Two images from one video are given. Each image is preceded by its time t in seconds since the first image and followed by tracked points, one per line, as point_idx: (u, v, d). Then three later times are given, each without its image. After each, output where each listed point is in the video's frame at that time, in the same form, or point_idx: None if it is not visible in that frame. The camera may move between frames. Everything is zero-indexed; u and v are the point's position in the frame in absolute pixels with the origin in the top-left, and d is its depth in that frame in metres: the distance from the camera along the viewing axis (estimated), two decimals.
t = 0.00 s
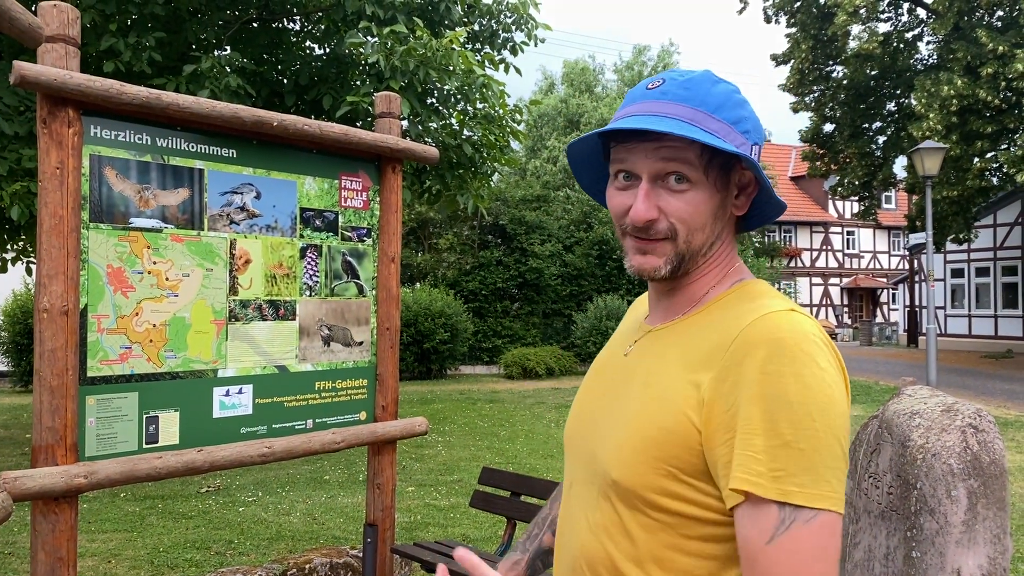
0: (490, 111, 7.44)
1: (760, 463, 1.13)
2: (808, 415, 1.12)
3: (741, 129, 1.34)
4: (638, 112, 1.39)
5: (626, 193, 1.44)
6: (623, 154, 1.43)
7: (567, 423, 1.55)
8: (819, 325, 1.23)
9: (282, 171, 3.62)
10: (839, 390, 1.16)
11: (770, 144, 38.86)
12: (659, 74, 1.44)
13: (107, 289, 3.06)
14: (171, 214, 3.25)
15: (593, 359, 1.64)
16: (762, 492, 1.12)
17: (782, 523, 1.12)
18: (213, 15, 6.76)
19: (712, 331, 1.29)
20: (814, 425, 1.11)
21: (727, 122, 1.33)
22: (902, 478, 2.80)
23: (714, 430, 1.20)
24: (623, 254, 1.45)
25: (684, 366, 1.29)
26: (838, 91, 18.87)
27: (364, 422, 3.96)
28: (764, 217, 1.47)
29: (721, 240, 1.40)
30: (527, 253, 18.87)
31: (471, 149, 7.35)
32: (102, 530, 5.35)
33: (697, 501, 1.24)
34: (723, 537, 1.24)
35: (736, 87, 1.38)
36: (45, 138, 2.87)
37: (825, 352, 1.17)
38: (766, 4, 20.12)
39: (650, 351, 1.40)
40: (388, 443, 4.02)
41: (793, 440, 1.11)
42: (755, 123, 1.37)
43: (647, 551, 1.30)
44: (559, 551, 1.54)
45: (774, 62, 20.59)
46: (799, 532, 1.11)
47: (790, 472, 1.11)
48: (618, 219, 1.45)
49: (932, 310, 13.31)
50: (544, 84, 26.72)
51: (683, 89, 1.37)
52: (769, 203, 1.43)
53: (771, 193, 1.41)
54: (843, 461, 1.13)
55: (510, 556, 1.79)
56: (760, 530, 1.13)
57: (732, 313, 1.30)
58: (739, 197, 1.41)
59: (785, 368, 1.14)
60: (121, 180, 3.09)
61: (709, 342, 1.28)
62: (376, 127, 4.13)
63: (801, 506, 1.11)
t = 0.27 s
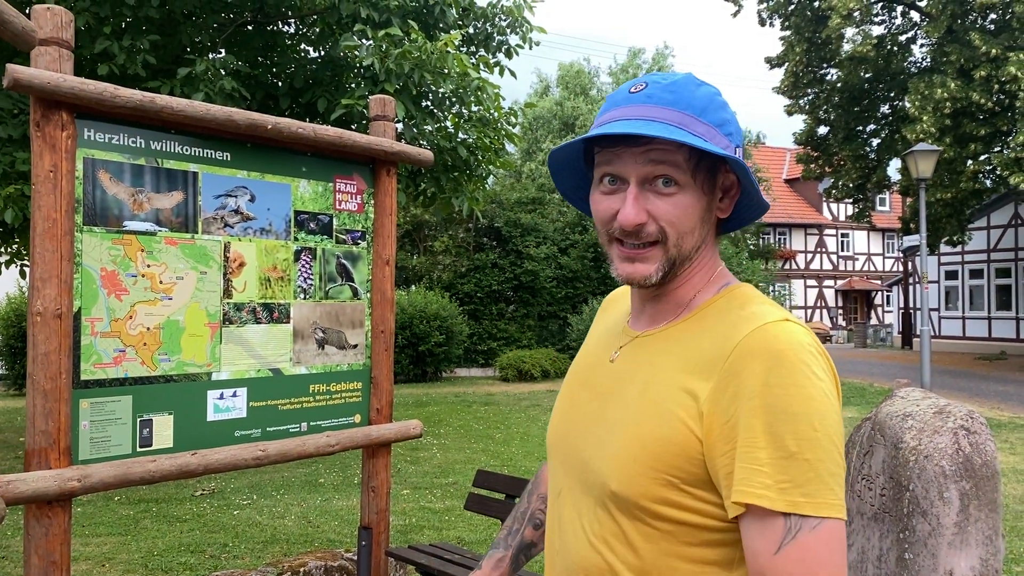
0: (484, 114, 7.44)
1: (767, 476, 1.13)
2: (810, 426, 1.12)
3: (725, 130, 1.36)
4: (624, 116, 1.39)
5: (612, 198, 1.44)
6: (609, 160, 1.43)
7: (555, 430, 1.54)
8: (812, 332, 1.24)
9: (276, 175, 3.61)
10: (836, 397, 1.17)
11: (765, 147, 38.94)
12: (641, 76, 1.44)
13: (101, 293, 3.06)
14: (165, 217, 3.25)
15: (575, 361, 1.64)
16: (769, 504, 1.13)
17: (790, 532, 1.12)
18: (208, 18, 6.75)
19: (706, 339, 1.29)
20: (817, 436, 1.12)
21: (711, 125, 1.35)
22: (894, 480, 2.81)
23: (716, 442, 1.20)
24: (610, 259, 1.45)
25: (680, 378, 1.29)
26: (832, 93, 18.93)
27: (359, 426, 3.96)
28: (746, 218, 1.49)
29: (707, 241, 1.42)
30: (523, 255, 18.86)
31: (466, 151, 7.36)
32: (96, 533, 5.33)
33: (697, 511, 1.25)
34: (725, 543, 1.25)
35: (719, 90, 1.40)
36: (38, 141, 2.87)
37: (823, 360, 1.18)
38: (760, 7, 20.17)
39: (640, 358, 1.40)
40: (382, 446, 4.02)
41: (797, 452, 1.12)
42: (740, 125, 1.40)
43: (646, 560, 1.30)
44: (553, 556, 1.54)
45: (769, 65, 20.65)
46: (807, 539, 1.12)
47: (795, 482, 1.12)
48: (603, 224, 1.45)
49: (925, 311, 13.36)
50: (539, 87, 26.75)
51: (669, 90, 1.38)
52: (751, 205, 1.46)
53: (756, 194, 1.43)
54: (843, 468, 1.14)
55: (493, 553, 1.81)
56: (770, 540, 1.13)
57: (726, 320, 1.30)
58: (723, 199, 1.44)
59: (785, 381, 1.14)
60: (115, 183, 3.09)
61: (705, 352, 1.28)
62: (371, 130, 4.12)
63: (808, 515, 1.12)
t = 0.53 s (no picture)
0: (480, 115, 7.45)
1: (773, 487, 1.14)
2: (817, 436, 1.13)
3: (699, 144, 1.36)
4: (599, 146, 1.37)
5: (596, 227, 1.43)
6: (588, 190, 1.41)
7: (550, 442, 1.53)
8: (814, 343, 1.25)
9: (271, 176, 3.61)
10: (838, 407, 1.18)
11: (760, 149, 39.01)
12: (606, 99, 1.42)
13: (95, 294, 3.05)
14: (160, 218, 3.24)
15: (566, 370, 1.63)
16: (776, 516, 1.13)
17: (794, 542, 1.13)
18: (203, 19, 6.74)
19: (708, 352, 1.30)
20: (822, 447, 1.13)
21: (685, 142, 1.35)
22: (888, 481, 2.83)
23: (722, 455, 1.21)
24: (599, 288, 1.44)
25: (683, 391, 1.29)
26: (827, 95, 18.98)
27: (354, 427, 3.95)
28: (729, 218, 1.50)
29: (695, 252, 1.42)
30: (518, 256, 18.86)
31: (461, 153, 7.38)
32: (89, 536, 5.31)
33: (701, 523, 1.25)
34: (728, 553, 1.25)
35: (687, 100, 1.40)
36: (32, 142, 2.86)
37: (825, 371, 1.19)
38: (755, 10, 20.23)
39: (639, 370, 1.40)
40: (377, 448, 4.02)
41: (803, 463, 1.12)
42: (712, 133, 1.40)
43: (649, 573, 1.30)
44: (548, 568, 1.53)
45: (764, 67, 20.70)
46: (811, 549, 1.12)
47: (801, 493, 1.13)
48: (590, 254, 1.44)
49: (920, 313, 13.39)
50: (534, 88, 26.77)
51: (639, 112, 1.36)
52: (733, 206, 1.47)
53: (738, 196, 1.44)
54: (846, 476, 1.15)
55: (479, 552, 1.77)
56: (772, 550, 1.13)
57: (727, 332, 1.31)
58: (706, 208, 1.45)
59: (792, 393, 1.15)
60: (109, 184, 3.08)
61: (708, 365, 1.28)
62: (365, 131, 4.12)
63: (810, 525, 1.12)
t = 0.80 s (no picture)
0: (477, 114, 7.45)
1: (780, 495, 1.15)
2: (823, 443, 1.15)
3: (713, 140, 1.37)
4: (614, 134, 1.37)
5: (603, 217, 1.41)
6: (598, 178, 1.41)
7: (542, 443, 1.52)
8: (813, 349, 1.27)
9: (267, 175, 3.61)
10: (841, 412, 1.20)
11: (757, 149, 39.05)
12: (621, 89, 1.43)
13: (90, 292, 3.05)
14: (156, 216, 3.24)
15: (556, 369, 1.62)
16: (785, 524, 1.14)
17: (806, 548, 1.14)
18: (199, 17, 6.73)
19: (708, 356, 1.30)
20: (827, 453, 1.15)
21: (701, 136, 1.36)
22: (882, 481, 2.84)
23: (726, 462, 1.21)
24: (602, 280, 1.42)
25: (684, 397, 1.29)
26: (823, 96, 19.02)
27: (349, 426, 3.95)
28: (730, 222, 1.51)
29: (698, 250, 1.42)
30: (515, 256, 18.85)
31: (458, 152, 7.38)
32: (84, 534, 5.30)
33: (701, 528, 1.26)
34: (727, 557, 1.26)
35: (702, 97, 1.41)
36: (29, 140, 2.86)
37: (828, 378, 1.20)
38: (752, 10, 20.25)
39: (636, 372, 1.39)
40: (373, 447, 4.02)
41: (811, 470, 1.14)
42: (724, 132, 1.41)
43: None
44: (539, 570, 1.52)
45: (760, 68, 20.73)
46: (826, 552, 1.14)
47: (807, 501, 1.14)
48: (594, 244, 1.42)
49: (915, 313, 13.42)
50: (531, 88, 26.77)
51: (655, 104, 1.37)
52: (737, 208, 1.47)
53: (747, 197, 1.44)
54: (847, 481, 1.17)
55: (471, 553, 1.79)
56: (788, 554, 1.15)
57: (727, 336, 1.31)
58: (712, 208, 1.45)
59: (798, 401, 1.16)
60: (105, 182, 3.08)
61: (709, 370, 1.28)
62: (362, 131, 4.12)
63: (823, 530, 1.14)
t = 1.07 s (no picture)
0: (477, 111, 7.45)
1: (769, 500, 1.15)
2: (811, 448, 1.14)
3: (713, 135, 1.38)
4: (615, 129, 1.37)
5: (603, 213, 1.43)
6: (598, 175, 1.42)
7: (540, 438, 1.54)
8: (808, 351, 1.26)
9: (267, 170, 3.61)
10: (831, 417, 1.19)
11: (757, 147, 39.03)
12: (623, 84, 1.43)
13: (91, 287, 3.05)
14: (156, 211, 3.24)
15: (556, 364, 1.63)
16: (773, 529, 1.14)
17: (792, 553, 1.14)
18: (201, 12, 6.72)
19: (701, 356, 1.30)
20: (816, 458, 1.14)
21: (702, 131, 1.36)
22: (881, 479, 2.84)
23: (715, 463, 1.21)
24: (601, 274, 1.44)
25: (676, 396, 1.29)
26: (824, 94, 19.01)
27: (348, 422, 3.95)
28: (730, 220, 1.52)
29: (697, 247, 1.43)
30: (514, 252, 18.83)
31: (459, 148, 7.38)
32: (83, 528, 5.31)
33: (690, 528, 1.26)
34: (715, 557, 1.27)
35: (704, 93, 1.41)
36: (29, 134, 2.86)
37: (820, 380, 1.20)
38: (753, 8, 20.23)
39: (632, 371, 1.40)
40: (371, 442, 4.03)
41: (799, 476, 1.13)
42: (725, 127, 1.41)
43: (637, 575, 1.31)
44: (535, 563, 1.54)
45: (761, 66, 20.72)
46: (811, 558, 1.14)
47: (792, 506, 1.14)
48: (594, 239, 1.44)
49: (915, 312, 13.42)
50: (532, 84, 26.76)
51: (656, 100, 1.37)
52: (739, 204, 1.48)
53: (748, 194, 1.44)
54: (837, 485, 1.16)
55: (471, 550, 1.80)
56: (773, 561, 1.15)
57: (721, 336, 1.31)
58: (713, 204, 1.45)
59: (786, 404, 1.16)
60: (106, 177, 3.08)
61: (701, 370, 1.28)
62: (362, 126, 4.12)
63: (805, 536, 1.14)
